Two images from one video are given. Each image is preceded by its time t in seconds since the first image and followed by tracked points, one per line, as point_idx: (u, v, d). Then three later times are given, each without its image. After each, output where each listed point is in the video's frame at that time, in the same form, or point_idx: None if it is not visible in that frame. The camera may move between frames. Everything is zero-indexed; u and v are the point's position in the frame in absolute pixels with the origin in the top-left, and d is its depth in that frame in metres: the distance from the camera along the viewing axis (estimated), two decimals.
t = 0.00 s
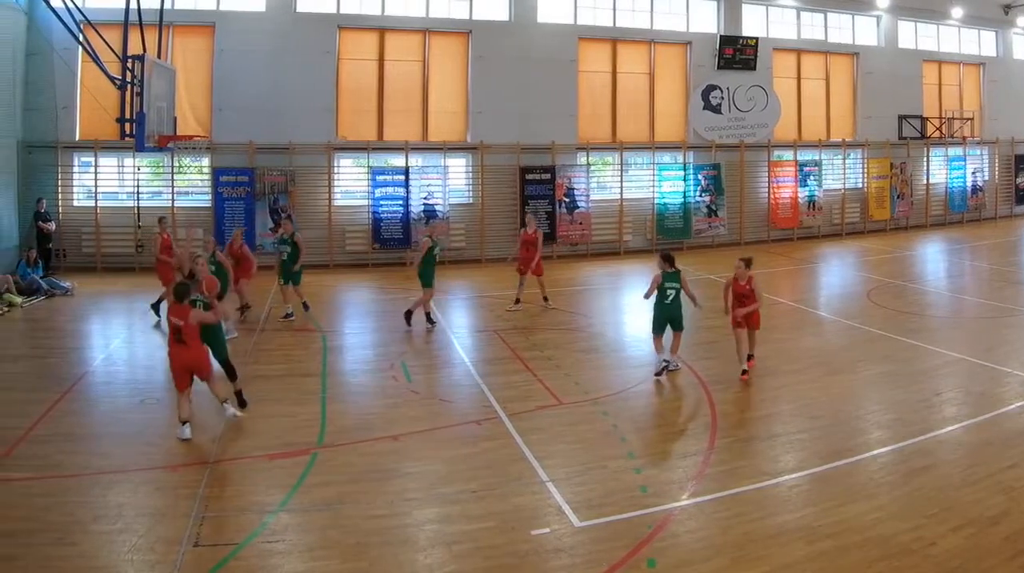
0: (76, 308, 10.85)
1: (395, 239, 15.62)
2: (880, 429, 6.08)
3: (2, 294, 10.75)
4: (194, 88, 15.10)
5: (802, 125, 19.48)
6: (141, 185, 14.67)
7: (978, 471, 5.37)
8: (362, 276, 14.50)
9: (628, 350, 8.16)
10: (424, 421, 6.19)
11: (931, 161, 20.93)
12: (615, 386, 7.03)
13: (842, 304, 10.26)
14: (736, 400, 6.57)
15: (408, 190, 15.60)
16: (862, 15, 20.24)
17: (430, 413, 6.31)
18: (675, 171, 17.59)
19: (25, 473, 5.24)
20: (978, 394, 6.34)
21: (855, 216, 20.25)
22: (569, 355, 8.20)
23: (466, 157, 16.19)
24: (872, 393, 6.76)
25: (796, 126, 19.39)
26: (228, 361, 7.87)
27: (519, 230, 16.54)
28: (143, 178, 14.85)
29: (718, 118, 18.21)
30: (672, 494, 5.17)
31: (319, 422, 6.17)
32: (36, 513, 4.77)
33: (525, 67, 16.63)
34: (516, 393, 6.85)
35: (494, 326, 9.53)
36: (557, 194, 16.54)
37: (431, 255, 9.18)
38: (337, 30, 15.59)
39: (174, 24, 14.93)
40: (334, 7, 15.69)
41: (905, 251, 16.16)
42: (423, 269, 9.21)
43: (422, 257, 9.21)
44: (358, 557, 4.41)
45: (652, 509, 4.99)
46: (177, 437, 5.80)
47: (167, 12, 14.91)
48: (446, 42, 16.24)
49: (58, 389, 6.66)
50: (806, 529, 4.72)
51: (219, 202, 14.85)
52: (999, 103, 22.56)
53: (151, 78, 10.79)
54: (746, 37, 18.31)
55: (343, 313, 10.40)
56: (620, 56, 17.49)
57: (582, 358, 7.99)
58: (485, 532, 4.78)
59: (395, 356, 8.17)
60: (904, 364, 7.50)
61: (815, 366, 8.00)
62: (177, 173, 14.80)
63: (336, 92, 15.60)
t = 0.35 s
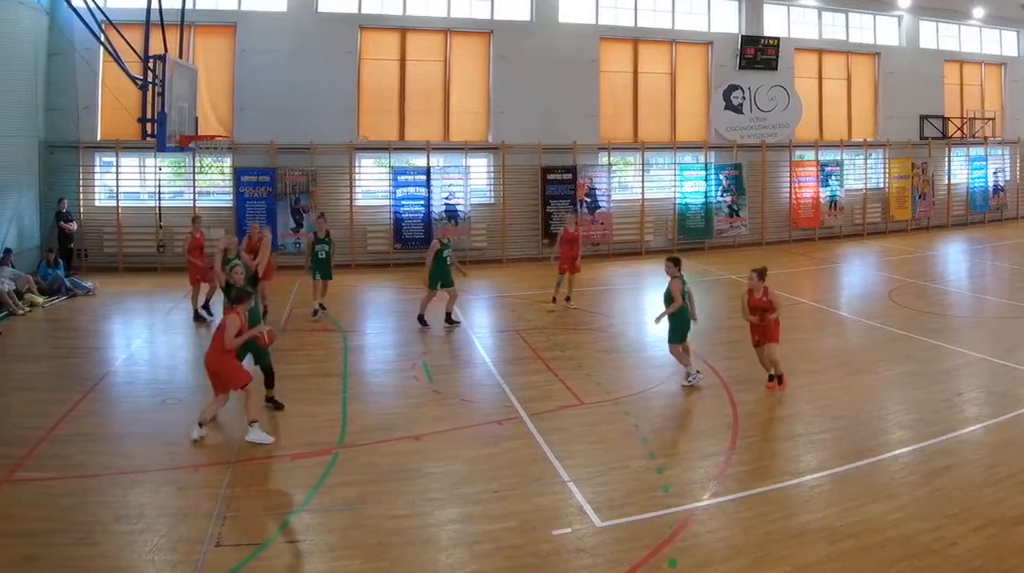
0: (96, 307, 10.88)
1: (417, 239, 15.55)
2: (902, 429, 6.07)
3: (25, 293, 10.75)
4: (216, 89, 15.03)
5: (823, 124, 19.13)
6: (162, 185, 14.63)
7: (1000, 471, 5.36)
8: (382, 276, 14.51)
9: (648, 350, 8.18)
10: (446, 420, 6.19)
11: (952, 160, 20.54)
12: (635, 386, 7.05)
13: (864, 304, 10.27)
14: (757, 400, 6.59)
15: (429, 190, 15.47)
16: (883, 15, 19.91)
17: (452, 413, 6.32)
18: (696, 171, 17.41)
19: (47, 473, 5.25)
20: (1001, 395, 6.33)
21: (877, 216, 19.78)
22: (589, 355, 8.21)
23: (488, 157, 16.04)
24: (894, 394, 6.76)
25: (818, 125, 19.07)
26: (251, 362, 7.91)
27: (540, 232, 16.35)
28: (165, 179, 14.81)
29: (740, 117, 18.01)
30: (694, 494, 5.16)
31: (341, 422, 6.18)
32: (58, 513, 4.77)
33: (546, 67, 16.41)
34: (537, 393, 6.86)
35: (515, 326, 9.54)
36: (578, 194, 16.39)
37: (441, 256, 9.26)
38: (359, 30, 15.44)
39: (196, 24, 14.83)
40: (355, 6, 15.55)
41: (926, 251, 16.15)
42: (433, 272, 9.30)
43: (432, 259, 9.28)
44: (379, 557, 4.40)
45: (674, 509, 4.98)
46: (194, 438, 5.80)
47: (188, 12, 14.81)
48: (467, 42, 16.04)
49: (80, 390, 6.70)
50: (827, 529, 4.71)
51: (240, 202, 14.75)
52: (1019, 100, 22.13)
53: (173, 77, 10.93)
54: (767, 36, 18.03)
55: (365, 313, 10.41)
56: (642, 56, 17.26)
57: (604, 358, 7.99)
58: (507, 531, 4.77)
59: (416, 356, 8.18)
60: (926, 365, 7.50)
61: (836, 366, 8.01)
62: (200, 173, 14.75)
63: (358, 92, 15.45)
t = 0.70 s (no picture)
0: (115, 307, 10.89)
1: (437, 239, 15.59)
2: (922, 428, 6.07)
3: (45, 294, 10.88)
4: (235, 90, 15.01)
5: (844, 125, 19.00)
6: (183, 185, 14.62)
7: (1020, 471, 5.35)
8: (403, 276, 14.54)
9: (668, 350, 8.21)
10: (466, 420, 6.20)
11: (973, 160, 20.45)
12: (655, 385, 7.08)
13: (884, 304, 10.27)
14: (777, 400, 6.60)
15: (449, 190, 15.55)
16: (903, 15, 19.79)
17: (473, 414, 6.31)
18: (717, 171, 17.37)
19: (68, 472, 5.25)
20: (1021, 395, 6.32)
21: (897, 216, 19.75)
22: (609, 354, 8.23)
23: (508, 157, 16.01)
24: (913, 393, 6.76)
25: (838, 125, 18.94)
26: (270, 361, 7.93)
27: (560, 231, 16.35)
28: (184, 178, 14.80)
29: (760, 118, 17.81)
30: (714, 494, 5.15)
31: (362, 422, 6.19)
32: (78, 513, 4.77)
33: (566, 67, 16.35)
34: (557, 393, 6.86)
35: (536, 326, 9.54)
36: (598, 194, 16.42)
37: (469, 257, 9.18)
38: (379, 30, 15.41)
39: (215, 23, 14.84)
40: (376, 7, 15.55)
41: (947, 251, 16.15)
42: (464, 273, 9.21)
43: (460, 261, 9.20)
44: (399, 557, 4.40)
45: (694, 509, 4.98)
46: (217, 439, 5.81)
47: (208, 12, 14.82)
48: (487, 42, 16.01)
49: (100, 390, 6.72)
50: (847, 529, 4.71)
51: (261, 202, 14.82)
52: None
53: (192, 77, 10.94)
54: (788, 36, 17.94)
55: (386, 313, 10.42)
56: (662, 56, 17.19)
57: (624, 358, 8.00)
58: (526, 531, 4.76)
59: (436, 356, 8.18)
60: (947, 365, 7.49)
61: (856, 366, 8.02)
62: (221, 173, 14.78)
63: (378, 92, 15.43)
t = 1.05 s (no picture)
0: (134, 307, 10.91)
1: (457, 239, 15.57)
2: (942, 429, 6.08)
3: (65, 294, 10.84)
4: (255, 90, 15.01)
5: (864, 124, 18.93)
6: (203, 185, 14.61)
7: None
8: (425, 276, 14.56)
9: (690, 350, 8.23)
10: (487, 420, 6.21)
11: (993, 160, 20.38)
12: (676, 385, 7.11)
13: (905, 304, 10.28)
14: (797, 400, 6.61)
15: (470, 190, 15.52)
16: (923, 15, 19.70)
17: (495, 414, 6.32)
18: (737, 171, 17.33)
19: (89, 472, 5.26)
20: None
21: (917, 216, 19.68)
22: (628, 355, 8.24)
23: (529, 157, 16.02)
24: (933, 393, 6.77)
25: (859, 125, 18.86)
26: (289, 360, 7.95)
27: (581, 231, 16.34)
28: (205, 178, 14.78)
29: (781, 118, 17.89)
30: (734, 494, 5.15)
31: (383, 421, 6.20)
32: (99, 513, 4.77)
33: (588, 67, 16.35)
34: (578, 393, 6.87)
35: (556, 326, 9.54)
36: (619, 194, 16.37)
37: (504, 259, 8.89)
38: (399, 30, 15.41)
39: (235, 24, 14.84)
40: (396, 6, 15.52)
41: (967, 251, 16.16)
42: (499, 276, 8.93)
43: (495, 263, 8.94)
44: (420, 557, 4.40)
45: (715, 509, 4.98)
46: (237, 439, 5.81)
47: (229, 12, 14.83)
48: (508, 42, 16.00)
49: (121, 390, 6.73)
50: (867, 529, 4.71)
51: (281, 202, 14.82)
52: None
53: (212, 77, 10.96)
54: (808, 36, 17.90)
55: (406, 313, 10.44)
56: (682, 56, 17.17)
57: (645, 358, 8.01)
58: (547, 532, 4.75)
59: (457, 356, 8.19)
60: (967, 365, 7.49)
61: (876, 366, 8.04)
62: (241, 173, 14.76)
63: (398, 92, 15.42)
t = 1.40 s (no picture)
0: (153, 307, 10.91)
1: (478, 239, 15.53)
2: (962, 429, 6.08)
3: (86, 294, 10.84)
4: (275, 89, 15.01)
5: (884, 124, 18.88)
6: (223, 185, 14.61)
7: None
8: (446, 276, 14.56)
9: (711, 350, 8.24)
10: (508, 420, 6.22)
11: (1014, 160, 20.32)
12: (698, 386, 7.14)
13: (925, 304, 10.29)
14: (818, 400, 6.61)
15: (490, 190, 15.50)
16: (944, 15, 19.64)
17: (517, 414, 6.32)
18: (758, 171, 17.30)
19: (109, 472, 5.26)
20: None
21: (937, 216, 19.65)
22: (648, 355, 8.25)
23: (549, 157, 16.03)
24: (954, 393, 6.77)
25: (879, 125, 18.82)
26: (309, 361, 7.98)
27: (601, 231, 16.35)
28: (225, 179, 14.80)
29: (802, 117, 17.85)
30: (753, 494, 5.15)
31: (403, 422, 6.20)
32: (119, 513, 4.78)
33: (609, 67, 16.36)
34: (600, 393, 6.87)
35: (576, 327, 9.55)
36: (639, 194, 16.38)
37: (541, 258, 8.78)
38: (419, 30, 15.42)
39: (256, 23, 14.83)
40: (416, 6, 15.51)
41: (988, 251, 16.15)
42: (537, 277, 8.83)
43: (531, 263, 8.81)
44: (440, 557, 4.39)
45: (735, 509, 4.97)
46: (257, 439, 5.82)
47: (248, 12, 14.83)
48: (528, 42, 15.99)
49: (140, 390, 6.74)
50: (887, 528, 4.70)
51: (302, 202, 14.81)
52: None
53: (233, 77, 10.95)
54: (828, 36, 17.89)
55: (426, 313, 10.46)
56: (702, 55, 17.16)
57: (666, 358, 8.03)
58: (566, 532, 4.75)
59: (476, 356, 8.18)
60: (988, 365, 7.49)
61: (897, 366, 8.05)
62: (261, 173, 14.78)
63: (418, 92, 15.42)
